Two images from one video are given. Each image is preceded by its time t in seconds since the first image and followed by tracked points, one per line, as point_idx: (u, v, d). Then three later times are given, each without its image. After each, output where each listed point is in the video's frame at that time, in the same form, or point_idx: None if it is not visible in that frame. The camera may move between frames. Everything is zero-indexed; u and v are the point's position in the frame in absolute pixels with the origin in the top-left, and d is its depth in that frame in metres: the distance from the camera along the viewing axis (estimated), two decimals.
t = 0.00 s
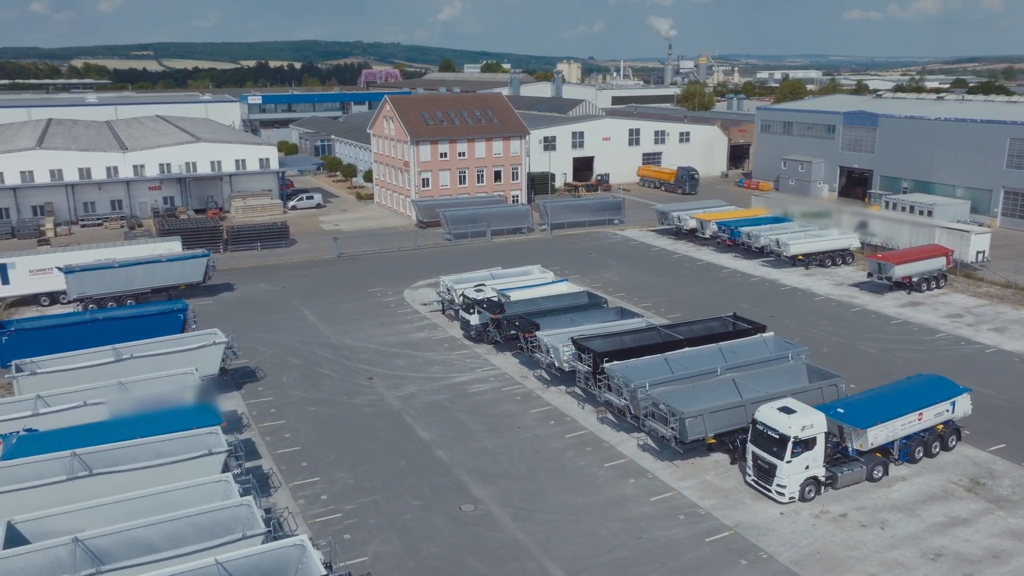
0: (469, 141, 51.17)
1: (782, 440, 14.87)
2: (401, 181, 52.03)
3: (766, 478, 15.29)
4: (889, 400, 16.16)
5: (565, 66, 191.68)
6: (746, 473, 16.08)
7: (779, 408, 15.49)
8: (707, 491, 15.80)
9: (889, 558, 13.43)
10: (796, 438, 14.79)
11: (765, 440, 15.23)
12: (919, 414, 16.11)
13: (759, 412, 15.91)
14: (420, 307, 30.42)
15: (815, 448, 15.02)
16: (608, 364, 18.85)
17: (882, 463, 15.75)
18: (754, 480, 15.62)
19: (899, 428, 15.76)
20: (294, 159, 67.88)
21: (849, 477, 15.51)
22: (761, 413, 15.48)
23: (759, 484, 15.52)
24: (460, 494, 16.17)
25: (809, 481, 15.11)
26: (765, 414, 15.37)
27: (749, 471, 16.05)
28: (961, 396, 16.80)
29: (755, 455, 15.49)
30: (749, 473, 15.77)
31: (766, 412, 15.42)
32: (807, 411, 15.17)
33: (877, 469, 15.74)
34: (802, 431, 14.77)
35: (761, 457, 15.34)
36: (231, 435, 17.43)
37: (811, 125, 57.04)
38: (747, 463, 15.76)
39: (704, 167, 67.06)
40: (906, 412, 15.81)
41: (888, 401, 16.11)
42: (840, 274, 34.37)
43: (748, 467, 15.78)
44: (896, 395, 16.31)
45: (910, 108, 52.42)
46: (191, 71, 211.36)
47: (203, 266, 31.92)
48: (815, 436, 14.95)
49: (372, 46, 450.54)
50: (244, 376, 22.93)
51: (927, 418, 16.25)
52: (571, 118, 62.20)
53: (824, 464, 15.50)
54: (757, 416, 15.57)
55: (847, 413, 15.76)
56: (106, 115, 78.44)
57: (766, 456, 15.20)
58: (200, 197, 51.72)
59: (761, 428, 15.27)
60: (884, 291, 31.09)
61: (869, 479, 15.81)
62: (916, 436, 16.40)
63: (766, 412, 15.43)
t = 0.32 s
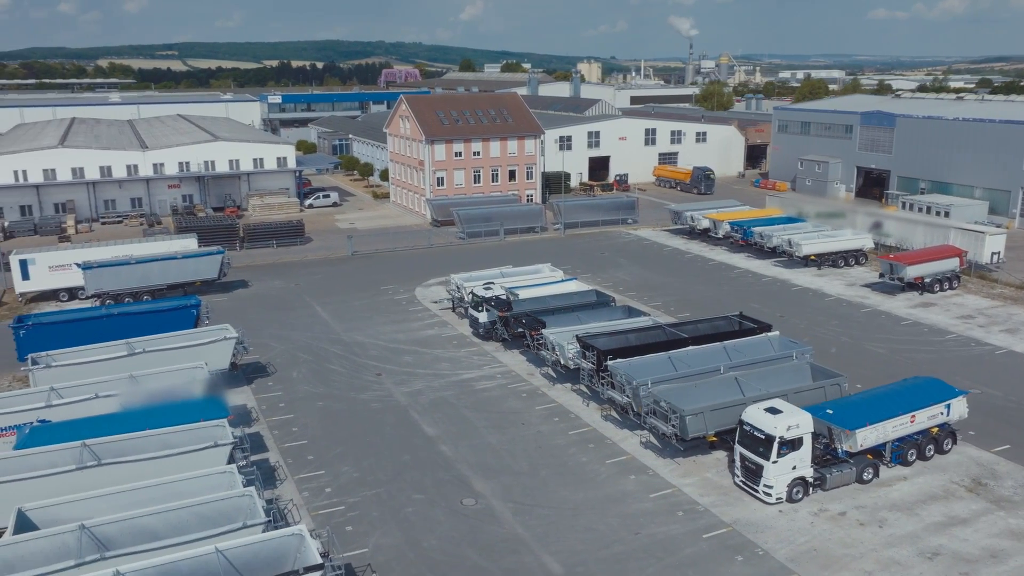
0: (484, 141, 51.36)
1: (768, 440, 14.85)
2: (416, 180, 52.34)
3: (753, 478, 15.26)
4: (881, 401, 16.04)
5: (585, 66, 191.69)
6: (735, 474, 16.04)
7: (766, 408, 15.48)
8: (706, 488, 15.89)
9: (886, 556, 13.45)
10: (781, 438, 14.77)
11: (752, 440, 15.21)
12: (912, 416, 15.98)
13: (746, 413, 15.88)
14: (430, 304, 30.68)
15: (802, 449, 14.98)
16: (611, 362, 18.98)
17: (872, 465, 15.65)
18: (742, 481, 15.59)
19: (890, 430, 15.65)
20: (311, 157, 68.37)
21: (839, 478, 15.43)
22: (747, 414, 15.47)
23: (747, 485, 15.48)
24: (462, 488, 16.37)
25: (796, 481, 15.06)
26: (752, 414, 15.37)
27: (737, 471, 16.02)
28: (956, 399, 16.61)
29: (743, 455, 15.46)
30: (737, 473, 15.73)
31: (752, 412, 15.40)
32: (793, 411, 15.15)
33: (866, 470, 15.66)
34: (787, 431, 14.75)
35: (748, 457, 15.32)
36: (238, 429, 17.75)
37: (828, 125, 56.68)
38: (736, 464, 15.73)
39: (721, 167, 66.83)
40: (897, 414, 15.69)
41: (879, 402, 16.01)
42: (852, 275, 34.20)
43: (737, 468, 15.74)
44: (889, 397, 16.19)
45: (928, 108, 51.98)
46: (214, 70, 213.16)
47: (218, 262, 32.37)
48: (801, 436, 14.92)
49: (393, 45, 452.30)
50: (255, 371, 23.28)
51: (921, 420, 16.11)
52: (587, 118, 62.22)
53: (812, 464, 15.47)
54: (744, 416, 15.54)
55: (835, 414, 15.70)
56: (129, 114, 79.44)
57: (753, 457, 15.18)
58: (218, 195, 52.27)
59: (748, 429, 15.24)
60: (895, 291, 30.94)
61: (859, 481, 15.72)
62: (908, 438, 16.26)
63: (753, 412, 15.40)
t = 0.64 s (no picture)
0: (499, 140, 51.56)
1: (756, 440, 14.82)
2: (431, 179, 52.62)
3: (742, 479, 15.23)
4: (872, 403, 15.99)
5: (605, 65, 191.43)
6: (725, 475, 16.01)
7: (755, 409, 15.44)
8: (706, 485, 15.97)
9: (883, 555, 13.49)
10: (769, 438, 14.74)
11: (740, 441, 15.18)
12: (904, 419, 15.92)
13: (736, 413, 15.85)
14: (441, 302, 30.92)
15: (790, 449, 14.95)
16: (615, 359, 19.09)
17: (863, 467, 15.58)
18: (731, 482, 15.57)
19: (880, 432, 15.60)
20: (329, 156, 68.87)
21: (828, 479, 15.36)
22: (737, 414, 15.45)
23: (736, 485, 15.46)
24: (464, 483, 16.57)
25: (784, 482, 15.02)
26: (740, 414, 15.35)
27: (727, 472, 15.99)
28: (951, 402, 16.49)
29: (731, 456, 15.44)
30: (726, 474, 15.70)
31: (741, 412, 15.38)
32: (782, 412, 15.15)
33: (857, 472, 15.58)
34: (775, 431, 14.72)
35: (736, 458, 15.30)
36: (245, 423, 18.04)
37: (845, 125, 56.30)
38: (725, 464, 15.71)
39: (738, 167, 66.59)
40: (888, 416, 15.63)
41: (871, 404, 15.95)
42: (865, 275, 34.02)
43: (726, 468, 15.72)
44: (881, 399, 16.13)
45: (947, 107, 51.50)
46: (237, 70, 214.98)
47: (233, 259, 32.79)
48: (789, 437, 14.89)
49: (413, 45, 453.82)
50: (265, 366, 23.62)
51: (913, 423, 16.02)
52: (603, 117, 62.21)
53: (801, 466, 15.42)
54: (733, 417, 15.51)
55: (825, 415, 15.66)
56: (151, 113, 80.42)
57: (741, 457, 15.15)
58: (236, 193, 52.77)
59: (737, 429, 15.21)
60: (908, 292, 30.76)
61: (849, 483, 15.65)
62: (901, 441, 16.20)
63: (742, 413, 15.37)
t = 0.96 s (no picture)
0: (513, 140, 51.72)
1: (745, 441, 14.75)
2: (446, 178, 52.90)
3: (731, 479, 15.20)
4: (864, 404, 15.87)
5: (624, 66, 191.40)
6: (715, 474, 15.99)
7: (744, 409, 15.36)
8: (706, 482, 16.07)
9: (879, 553, 13.52)
10: (757, 439, 14.67)
11: (729, 441, 15.13)
12: (897, 420, 15.77)
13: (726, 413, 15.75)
14: (452, 300, 31.14)
15: (779, 450, 14.88)
16: (619, 357, 19.22)
17: (854, 468, 15.50)
18: (720, 482, 15.55)
19: (871, 433, 15.47)
20: (347, 155, 69.37)
21: (818, 480, 15.29)
22: (725, 414, 15.38)
23: (725, 485, 15.43)
24: (467, 477, 16.77)
25: (773, 483, 14.97)
26: (729, 413, 15.27)
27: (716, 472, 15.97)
28: (946, 404, 16.28)
29: (721, 456, 15.41)
30: (716, 474, 15.68)
31: (730, 411, 15.30)
32: (771, 412, 15.05)
33: (848, 474, 15.51)
34: (763, 432, 14.64)
35: (726, 458, 15.26)
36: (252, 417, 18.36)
37: (863, 125, 55.89)
38: (715, 464, 15.68)
39: (755, 167, 66.33)
40: (879, 417, 15.49)
41: (863, 405, 15.81)
42: (878, 276, 33.84)
43: (716, 468, 15.69)
44: (874, 400, 16.00)
45: (966, 107, 51.00)
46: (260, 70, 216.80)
47: (248, 257, 33.22)
48: (778, 437, 14.82)
49: (434, 45, 455.29)
50: (276, 362, 23.96)
51: (906, 424, 15.86)
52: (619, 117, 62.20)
53: (791, 466, 15.36)
54: (723, 417, 15.44)
55: (815, 416, 15.57)
56: (173, 113, 81.40)
57: (730, 457, 15.12)
58: (254, 192, 53.12)
59: (726, 429, 15.15)
60: (920, 294, 30.58)
61: (840, 484, 15.58)
62: (894, 443, 16.06)
63: (731, 413, 15.30)
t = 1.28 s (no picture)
0: (528, 139, 51.89)
1: (733, 440, 14.79)
2: (461, 177, 53.16)
3: (719, 479, 15.23)
4: (856, 406, 15.82)
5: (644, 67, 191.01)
6: (705, 475, 16.00)
7: (734, 409, 15.39)
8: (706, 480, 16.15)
9: (877, 551, 13.55)
10: (745, 439, 14.70)
11: (718, 440, 15.16)
12: (888, 422, 15.68)
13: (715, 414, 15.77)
14: (462, 298, 31.36)
15: (767, 450, 14.89)
16: (622, 355, 19.36)
17: (844, 469, 15.41)
18: (709, 482, 15.57)
19: (862, 434, 15.41)
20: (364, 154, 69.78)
21: (807, 481, 15.29)
22: (714, 414, 15.41)
23: (714, 485, 15.45)
24: (469, 472, 16.95)
25: (761, 483, 14.97)
26: (719, 413, 15.31)
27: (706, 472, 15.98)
28: (941, 406, 16.15)
29: (710, 456, 15.44)
30: (706, 474, 15.70)
31: (719, 411, 15.36)
32: (760, 412, 15.07)
33: (838, 474, 15.42)
34: (751, 432, 14.65)
35: (714, 458, 15.29)
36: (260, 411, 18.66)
37: (881, 125, 55.49)
38: (705, 464, 15.71)
39: (772, 167, 66.02)
40: (870, 418, 15.42)
41: (854, 407, 15.77)
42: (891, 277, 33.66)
43: (705, 469, 15.72)
44: (866, 402, 15.96)
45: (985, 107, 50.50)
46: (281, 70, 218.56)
47: (262, 254, 33.64)
48: (766, 437, 14.82)
49: (454, 45, 456.41)
50: (286, 358, 24.28)
51: (899, 426, 15.75)
52: (635, 117, 62.17)
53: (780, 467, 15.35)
54: (712, 417, 15.46)
55: (805, 416, 15.56)
56: (194, 112, 82.26)
57: (718, 457, 15.15)
58: (271, 190, 53.71)
59: (714, 429, 15.19)
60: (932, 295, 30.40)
61: (831, 485, 15.48)
62: (886, 445, 15.96)
63: (721, 413, 15.33)
